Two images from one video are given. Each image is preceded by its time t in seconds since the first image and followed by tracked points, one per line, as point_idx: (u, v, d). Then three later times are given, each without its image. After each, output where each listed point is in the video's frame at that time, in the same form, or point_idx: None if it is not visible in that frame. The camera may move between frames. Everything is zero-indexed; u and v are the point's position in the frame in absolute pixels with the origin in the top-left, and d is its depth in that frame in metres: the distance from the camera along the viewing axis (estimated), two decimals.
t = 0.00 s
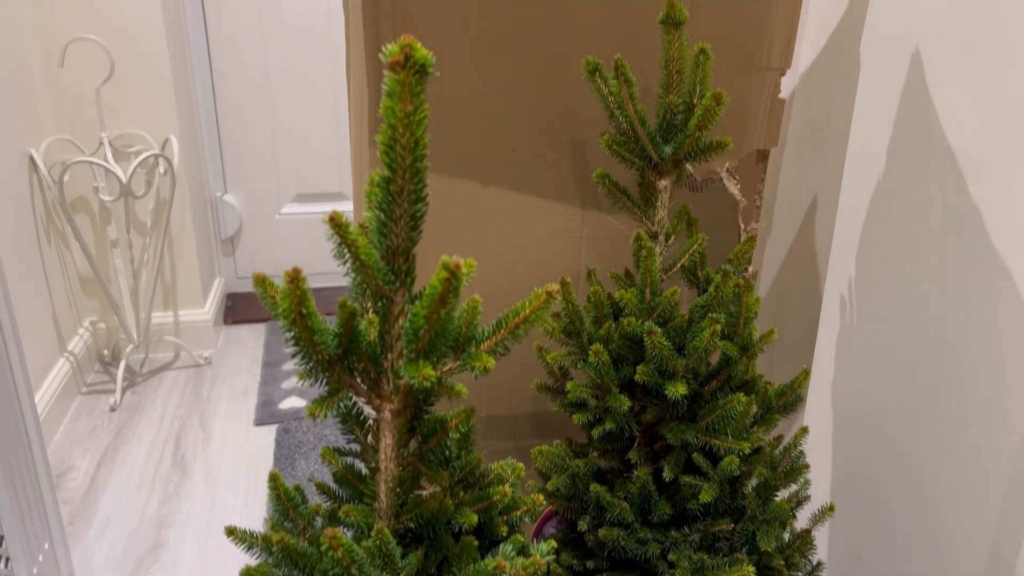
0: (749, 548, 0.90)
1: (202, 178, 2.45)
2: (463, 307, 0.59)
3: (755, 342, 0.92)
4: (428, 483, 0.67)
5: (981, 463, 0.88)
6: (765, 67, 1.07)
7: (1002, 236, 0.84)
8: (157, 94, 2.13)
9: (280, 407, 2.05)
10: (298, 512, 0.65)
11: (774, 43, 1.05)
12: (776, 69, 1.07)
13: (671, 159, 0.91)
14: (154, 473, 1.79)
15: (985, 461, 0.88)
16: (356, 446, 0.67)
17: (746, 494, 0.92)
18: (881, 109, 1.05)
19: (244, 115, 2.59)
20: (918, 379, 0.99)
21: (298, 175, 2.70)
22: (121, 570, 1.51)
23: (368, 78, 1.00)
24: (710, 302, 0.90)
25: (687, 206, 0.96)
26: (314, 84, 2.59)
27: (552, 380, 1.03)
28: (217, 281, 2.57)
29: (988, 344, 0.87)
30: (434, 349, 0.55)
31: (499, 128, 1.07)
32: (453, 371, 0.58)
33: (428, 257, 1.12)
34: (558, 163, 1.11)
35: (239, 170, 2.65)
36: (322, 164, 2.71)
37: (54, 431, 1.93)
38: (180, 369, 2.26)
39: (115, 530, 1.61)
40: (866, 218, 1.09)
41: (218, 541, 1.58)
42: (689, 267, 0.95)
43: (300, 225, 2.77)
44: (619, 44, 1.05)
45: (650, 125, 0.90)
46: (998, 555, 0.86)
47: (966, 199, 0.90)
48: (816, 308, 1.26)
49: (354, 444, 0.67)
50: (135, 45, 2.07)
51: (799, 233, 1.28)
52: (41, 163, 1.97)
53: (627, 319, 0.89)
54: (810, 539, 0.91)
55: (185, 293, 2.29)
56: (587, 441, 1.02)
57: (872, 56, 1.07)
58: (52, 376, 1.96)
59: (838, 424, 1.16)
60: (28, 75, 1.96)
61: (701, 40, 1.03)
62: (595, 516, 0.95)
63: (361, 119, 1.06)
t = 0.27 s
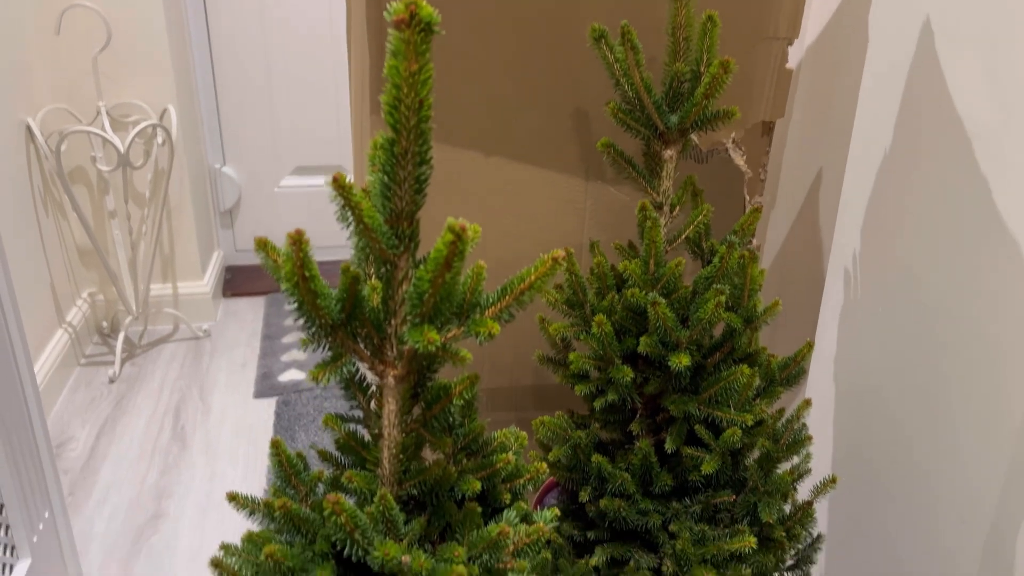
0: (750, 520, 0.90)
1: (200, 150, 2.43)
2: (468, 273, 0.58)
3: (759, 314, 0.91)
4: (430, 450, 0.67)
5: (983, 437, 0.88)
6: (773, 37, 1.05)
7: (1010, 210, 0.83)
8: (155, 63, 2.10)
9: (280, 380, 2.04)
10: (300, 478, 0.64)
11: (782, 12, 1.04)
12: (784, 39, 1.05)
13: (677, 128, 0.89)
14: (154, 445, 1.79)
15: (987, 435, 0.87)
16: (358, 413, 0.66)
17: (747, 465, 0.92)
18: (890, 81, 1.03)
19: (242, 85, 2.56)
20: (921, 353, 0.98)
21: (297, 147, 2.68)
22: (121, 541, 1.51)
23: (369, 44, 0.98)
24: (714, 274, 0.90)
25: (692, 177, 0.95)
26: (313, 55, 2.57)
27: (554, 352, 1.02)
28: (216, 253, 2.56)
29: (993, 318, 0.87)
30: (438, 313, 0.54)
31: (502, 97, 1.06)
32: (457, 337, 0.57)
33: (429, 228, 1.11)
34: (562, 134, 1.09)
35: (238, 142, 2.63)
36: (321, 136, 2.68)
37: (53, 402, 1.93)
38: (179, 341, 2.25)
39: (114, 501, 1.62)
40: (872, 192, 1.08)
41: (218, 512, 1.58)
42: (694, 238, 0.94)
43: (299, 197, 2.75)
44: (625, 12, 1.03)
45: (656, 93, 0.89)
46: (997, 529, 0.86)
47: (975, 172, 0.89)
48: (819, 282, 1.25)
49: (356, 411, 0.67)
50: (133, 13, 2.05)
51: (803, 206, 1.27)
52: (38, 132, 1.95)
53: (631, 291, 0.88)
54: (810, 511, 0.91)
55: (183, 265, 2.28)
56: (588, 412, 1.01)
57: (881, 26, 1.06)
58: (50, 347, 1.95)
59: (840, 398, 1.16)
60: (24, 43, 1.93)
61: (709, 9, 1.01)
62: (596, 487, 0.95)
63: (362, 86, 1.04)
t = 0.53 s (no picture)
0: (751, 485, 0.90)
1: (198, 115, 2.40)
2: (472, 230, 0.57)
3: (764, 279, 0.90)
4: (432, 410, 0.66)
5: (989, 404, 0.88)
6: None
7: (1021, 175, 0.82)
8: (152, 26, 2.07)
9: (278, 347, 2.04)
10: (300, 437, 0.64)
11: None
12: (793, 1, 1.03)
13: (684, 90, 0.88)
14: (152, 410, 1.79)
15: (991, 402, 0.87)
16: (360, 371, 0.66)
17: (749, 431, 0.92)
18: (901, 45, 1.02)
19: (240, 49, 2.53)
20: (926, 320, 0.98)
21: (296, 113, 2.66)
22: (121, 505, 1.51)
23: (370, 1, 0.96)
24: (720, 238, 0.88)
25: (699, 140, 0.94)
26: (312, 19, 2.53)
27: (556, 317, 1.01)
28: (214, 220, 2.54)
29: (1002, 285, 0.86)
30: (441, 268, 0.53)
31: (506, 58, 1.04)
32: (461, 295, 0.56)
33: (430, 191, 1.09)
34: (566, 96, 1.07)
35: (236, 107, 2.60)
36: (320, 102, 2.66)
37: (51, 367, 1.92)
38: (177, 308, 2.25)
39: (113, 466, 1.62)
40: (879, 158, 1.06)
41: (217, 477, 1.58)
42: (699, 202, 0.93)
43: (297, 164, 2.73)
44: None
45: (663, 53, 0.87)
46: (1000, 497, 0.86)
47: (986, 138, 0.87)
48: (825, 246, 1.23)
49: (358, 369, 0.66)
50: None
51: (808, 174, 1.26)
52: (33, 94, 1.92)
53: (634, 254, 0.87)
54: (812, 477, 0.91)
55: (182, 232, 2.26)
56: (590, 378, 1.01)
57: None
58: (48, 312, 1.95)
59: (842, 366, 1.15)
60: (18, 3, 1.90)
61: None
62: (597, 451, 0.95)
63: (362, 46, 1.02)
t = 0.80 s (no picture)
0: (753, 461, 0.90)
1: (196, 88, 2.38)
2: (475, 198, 0.56)
3: (769, 254, 0.89)
4: (433, 381, 0.66)
5: (994, 380, 0.88)
6: None
7: None
8: None
9: (277, 323, 2.03)
10: (300, 409, 0.63)
11: None
12: None
13: (690, 61, 0.86)
14: (151, 385, 1.79)
15: (998, 378, 0.88)
16: (361, 342, 0.65)
17: (752, 407, 0.91)
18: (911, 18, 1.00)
19: (239, 22, 2.50)
20: (931, 298, 0.98)
21: (294, 88, 2.63)
22: (120, 479, 1.51)
23: None
24: (725, 211, 0.87)
25: (704, 112, 0.93)
26: None
27: (557, 292, 1.00)
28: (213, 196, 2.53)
29: (1013, 264, 0.85)
30: (444, 236, 0.52)
31: (509, 29, 1.02)
32: (464, 264, 0.55)
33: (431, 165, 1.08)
34: (569, 68, 1.06)
35: (234, 81, 2.58)
36: (319, 77, 2.63)
37: (49, 341, 1.91)
38: (176, 283, 2.23)
39: (112, 440, 1.61)
40: (886, 132, 1.04)
41: (217, 452, 1.58)
42: (704, 176, 0.92)
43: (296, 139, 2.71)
44: None
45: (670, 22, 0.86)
46: (1005, 470, 0.87)
47: (999, 114, 0.86)
48: (830, 223, 1.19)
49: (358, 340, 0.65)
50: None
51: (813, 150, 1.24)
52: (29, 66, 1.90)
53: (639, 228, 0.86)
54: (814, 454, 0.91)
55: (179, 206, 2.25)
56: (591, 353, 1.00)
57: None
58: (45, 286, 1.93)
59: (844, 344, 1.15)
60: None
61: None
62: (598, 427, 0.94)
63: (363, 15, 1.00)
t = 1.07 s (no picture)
0: (755, 440, 0.90)
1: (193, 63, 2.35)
2: (477, 169, 0.54)
3: (773, 231, 0.88)
4: (433, 356, 0.65)
5: (1000, 360, 0.88)
6: None
7: None
8: None
9: (275, 301, 2.01)
10: (299, 383, 0.62)
11: None
12: None
13: (696, 33, 0.85)
14: (149, 361, 1.78)
15: (1003, 358, 0.87)
16: (361, 316, 0.64)
17: (754, 385, 0.91)
18: None
19: None
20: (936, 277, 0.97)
21: (293, 63, 2.60)
22: (118, 455, 1.51)
23: None
24: (730, 187, 0.86)
25: (709, 86, 0.91)
26: None
27: (558, 269, 0.99)
28: (211, 172, 2.51)
29: None
30: (445, 207, 0.51)
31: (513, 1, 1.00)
32: (465, 237, 0.54)
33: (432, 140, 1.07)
34: (572, 42, 1.04)
35: (232, 56, 2.55)
36: (318, 52, 2.60)
37: (46, 317, 1.90)
38: (173, 260, 2.22)
39: (110, 416, 1.61)
40: (892, 109, 1.03)
41: (216, 428, 1.58)
42: (709, 151, 0.90)
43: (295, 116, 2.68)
44: None
45: None
46: (1008, 450, 0.87)
47: (1014, 91, 0.85)
48: (836, 201, 1.16)
49: (358, 314, 0.64)
50: None
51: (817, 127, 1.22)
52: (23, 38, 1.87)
53: (643, 204, 0.85)
54: (817, 433, 0.90)
55: (177, 181, 2.24)
56: (592, 331, 0.99)
57: None
58: (42, 262, 1.92)
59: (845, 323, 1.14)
60: None
61: None
62: (599, 405, 0.94)
63: None
